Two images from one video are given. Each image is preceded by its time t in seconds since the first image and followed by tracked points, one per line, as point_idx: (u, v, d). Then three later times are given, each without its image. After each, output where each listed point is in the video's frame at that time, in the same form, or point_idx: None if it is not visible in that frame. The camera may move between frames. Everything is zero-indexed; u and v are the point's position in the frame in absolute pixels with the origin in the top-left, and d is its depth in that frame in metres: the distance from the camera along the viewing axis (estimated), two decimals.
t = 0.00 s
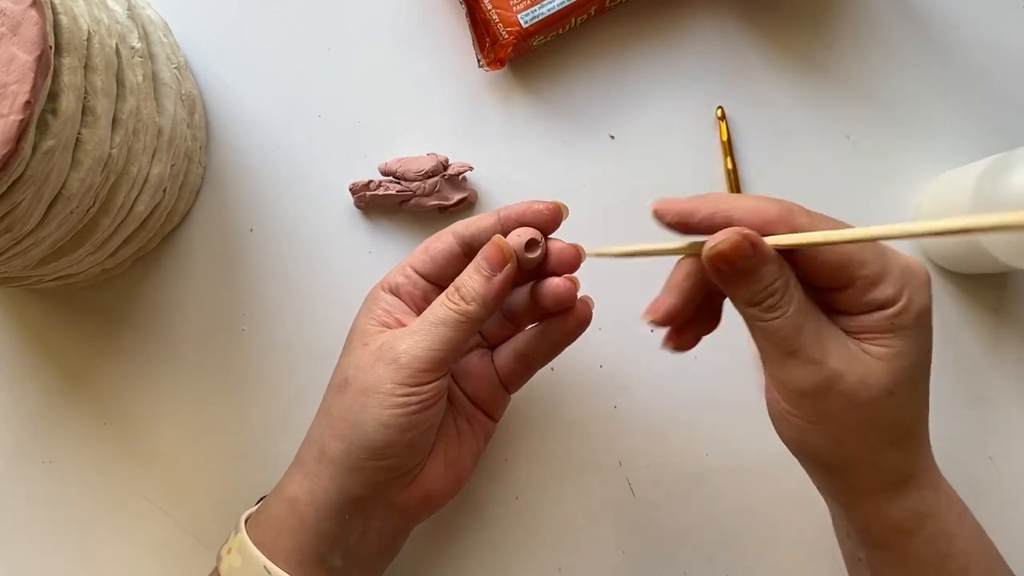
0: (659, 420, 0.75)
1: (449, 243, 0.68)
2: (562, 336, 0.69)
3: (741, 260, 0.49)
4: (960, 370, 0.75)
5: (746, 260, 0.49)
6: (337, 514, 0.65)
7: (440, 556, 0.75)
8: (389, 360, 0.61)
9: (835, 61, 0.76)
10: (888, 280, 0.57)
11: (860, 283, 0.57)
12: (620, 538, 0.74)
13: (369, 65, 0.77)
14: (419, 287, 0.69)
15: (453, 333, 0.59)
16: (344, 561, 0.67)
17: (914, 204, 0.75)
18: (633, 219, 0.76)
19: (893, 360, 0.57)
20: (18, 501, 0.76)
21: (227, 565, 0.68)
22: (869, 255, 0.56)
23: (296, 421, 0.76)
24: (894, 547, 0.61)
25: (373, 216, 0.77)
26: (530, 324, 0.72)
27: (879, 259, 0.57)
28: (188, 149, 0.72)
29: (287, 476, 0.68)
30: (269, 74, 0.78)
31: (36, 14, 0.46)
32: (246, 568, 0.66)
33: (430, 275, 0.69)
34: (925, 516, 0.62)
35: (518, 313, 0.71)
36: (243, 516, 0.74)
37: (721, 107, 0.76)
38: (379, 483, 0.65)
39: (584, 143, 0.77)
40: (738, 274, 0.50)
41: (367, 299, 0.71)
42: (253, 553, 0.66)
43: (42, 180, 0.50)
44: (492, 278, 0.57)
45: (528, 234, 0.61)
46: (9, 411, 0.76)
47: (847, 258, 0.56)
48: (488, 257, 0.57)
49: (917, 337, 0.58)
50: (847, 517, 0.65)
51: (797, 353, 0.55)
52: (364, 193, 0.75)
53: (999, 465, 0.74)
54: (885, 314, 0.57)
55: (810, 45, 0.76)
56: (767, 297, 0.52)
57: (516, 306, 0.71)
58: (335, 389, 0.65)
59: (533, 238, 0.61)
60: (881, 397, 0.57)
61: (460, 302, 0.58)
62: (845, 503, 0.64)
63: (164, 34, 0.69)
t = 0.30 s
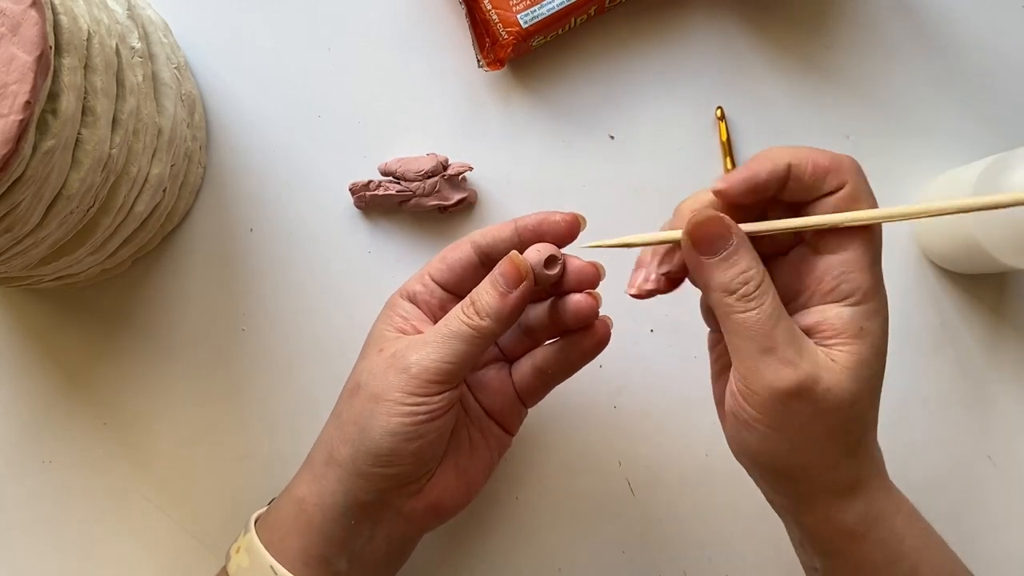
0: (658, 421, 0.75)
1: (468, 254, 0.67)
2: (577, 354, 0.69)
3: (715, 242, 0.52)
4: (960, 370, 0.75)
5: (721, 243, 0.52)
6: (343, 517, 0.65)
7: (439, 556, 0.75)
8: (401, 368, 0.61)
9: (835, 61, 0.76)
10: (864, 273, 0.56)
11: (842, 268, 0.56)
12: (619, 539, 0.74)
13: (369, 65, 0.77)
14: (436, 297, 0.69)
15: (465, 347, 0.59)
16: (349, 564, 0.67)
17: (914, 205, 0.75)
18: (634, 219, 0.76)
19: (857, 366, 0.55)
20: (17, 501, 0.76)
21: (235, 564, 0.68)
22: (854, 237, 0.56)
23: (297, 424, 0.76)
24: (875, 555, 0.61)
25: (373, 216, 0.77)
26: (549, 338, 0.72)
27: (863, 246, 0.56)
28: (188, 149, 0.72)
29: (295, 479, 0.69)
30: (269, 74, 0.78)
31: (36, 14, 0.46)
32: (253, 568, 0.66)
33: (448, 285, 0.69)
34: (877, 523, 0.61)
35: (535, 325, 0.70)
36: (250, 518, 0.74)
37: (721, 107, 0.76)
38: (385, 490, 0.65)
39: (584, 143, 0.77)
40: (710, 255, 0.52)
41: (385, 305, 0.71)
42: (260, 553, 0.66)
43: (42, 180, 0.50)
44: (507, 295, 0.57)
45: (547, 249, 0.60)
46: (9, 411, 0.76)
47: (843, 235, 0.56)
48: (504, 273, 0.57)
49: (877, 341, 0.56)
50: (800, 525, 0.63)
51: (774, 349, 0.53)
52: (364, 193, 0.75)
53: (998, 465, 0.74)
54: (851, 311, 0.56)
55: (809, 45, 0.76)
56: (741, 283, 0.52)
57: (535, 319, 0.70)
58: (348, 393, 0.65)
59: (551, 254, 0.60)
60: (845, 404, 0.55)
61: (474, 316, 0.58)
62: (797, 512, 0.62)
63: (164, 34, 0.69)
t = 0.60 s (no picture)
0: (658, 421, 0.75)
1: (484, 265, 0.67)
2: (594, 371, 0.68)
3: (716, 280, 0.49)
4: (960, 370, 0.75)
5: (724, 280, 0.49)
6: (360, 510, 0.66)
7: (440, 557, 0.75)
8: (421, 369, 0.61)
9: (835, 61, 0.76)
10: (844, 333, 0.53)
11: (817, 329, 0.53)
12: (619, 539, 0.74)
13: (369, 65, 0.77)
14: (453, 304, 0.68)
15: (483, 354, 0.59)
16: (365, 558, 0.68)
17: (914, 205, 0.75)
18: (634, 220, 0.76)
19: (828, 420, 0.54)
20: (16, 501, 0.76)
21: (251, 554, 0.67)
22: (826, 301, 0.52)
23: (298, 424, 0.76)
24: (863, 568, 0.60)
25: (373, 217, 0.77)
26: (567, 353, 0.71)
27: (839, 309, 0.52)
28: (188, 149, 0.72)
29: (313, 472, 0.69)
30: (269, 75, 0.78)
31: (37, 14, 0.46)
32: (272, 558, 0.66)
33: (465, 295, 0.68)
34: (850, 558, 0.60)
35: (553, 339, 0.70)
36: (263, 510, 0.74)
37: (721, 107, 0.76)
38: (402, 486, 0.65)
39: (584, 143, 0.77)
40: (711, 294, 0.50)
41: (408, 304, 0.71)
42: (280, 543, 0.66)
43: (42, 180, 0.50)
44: (528, 309, 0.56)
45: (570, 268, 0.59)
46: (9, 411, 0.76)
47: (815, 298, 0.52)
48: (525, 286, 0.56)
49: (854, 396, 0.54)
50: (775, 548, 0.64)
51: (743, 389, 0.53)
52: (364, 193, 0.75)
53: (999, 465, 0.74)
54: (826, 368, 0.54)
55: (809, 45, 0.76)
56: (730, 325, 0.51)
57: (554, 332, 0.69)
58: (368, 388, 0.65)
59: (578, 274, 0.60)
60: (811, 452, 0.55)
61: (494, 325, 0.57)
62: (769, 536, 0.63)
63: (164, 34, 0.69)
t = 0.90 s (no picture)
0: (658, 421, 0.75)
1: (488, 261, 0.67)
2: (598, 364, 0.69)
3: (677, 296, 0.49)
4: (960, 370, 0.75)
5: (684, 297, 0.49)
6: (366, 506, 0.65)
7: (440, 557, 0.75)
8: (428, 365, 0.61)
9: (835, 61, 0.76)
10: (817, 351, 0.50)
11: (789, 347, 0.51)
12: (619, 539, 0.74)
13: (369, 65, 0.77)
14: (457, 300, 0.69)
15: (490, 350, 0.59)
16: (371, 556, 0.68)
17: (914, 205, 0.75)
18: (634, 220, 0.76)
19: (804, 433, 0.53)
20: (16, 501, 0.76)
21: (256, 551, 0.67)
22: (795, 323, 0.49)
23: (299, 424, 0.76)
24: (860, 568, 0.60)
25: (373, 217, 0.77)
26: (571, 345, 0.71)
27: (810, 329, 0.49)
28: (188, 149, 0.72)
29: (319, 469, 0.69)
30: (269, 75, 0.78)
31: (37, 14, 0.46)
32: (278, 554, 0.66)
33: (469, 289, 0.68)
34: (839, 565, 0.60)
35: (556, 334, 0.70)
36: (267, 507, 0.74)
37: (721, 107, 0.76)
38: (408, 482, 0.65)
39: (584, 143, 0.77)
40: (676, 310, 0.50)
41: (414, 301, 0.71)
42: (286, 540, 0.66)
43: (42, 180, 0.50)
44: (535, 305, 0.56)
45: (575, 261, 0.60)
46: (9, 411, 0.76)
47: (783, 319, 0.49)
48: (532, 283, 0.55)
49: (833, 410, 0.53)
50: (766, 553, 0.64)
51: (713, 401, 0.52)
52: (364, 193, 0.75)
53: (999, 465, 0.74)
54: (802, 383, 0.52)
55: (809, 45, 0.76)
56: (698, 339, 0.51)
57: (557, 328, 0.69)
58: (374, 385, 0.65)
59: (582, 265, 0.60)
60: (787, 463, 0.54)
61: (501, 321, 0.57)
62: (759, 542, 0.63)
63: (164, 34, 0.69)
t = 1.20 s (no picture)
0: (658, 420, 0.75)
1: (486, 263, 0.67)
2: (597, 363, 0.69)
3: (667, 299, 0.49)
4: (960, 370, 0.75)
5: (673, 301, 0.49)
6: (365, 507, 0.65)
7: (440, 556, 0.75)
8: (428, 366, 0.61)
9: (835, 61, 0.76)
10: (807, 354, 0.50)
11: (779, 350, 0.51)
12: (619, 539, 0.74)
13: (369, 65, 0.77)
14: (455, 301, 0.68)
15: (491, 351, 0.59)
16: (370, 555, 0.68)
17: (915, 204, 0.75)
18: (633, 220, 0.76)
19: (795, 435, 0.53)
20: (16, 501, 0.76)
21: (255, 551, 0.67)
22: (784, 326, 0.49)
23: (298, 423, 0.76)
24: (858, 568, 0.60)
25: (373, 216, 0.77)
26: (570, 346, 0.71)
27: (799, 333, 0.49)
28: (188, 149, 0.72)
29: (319, 469, 0.68)
30: (269, 75, 0.78)
31: (36, 14, 0.46)
32: (277, 555, 0.66)
33: (467, 290, 0.68)
34: (837, 568, 0.60)
35: (555, 334, 0.70)
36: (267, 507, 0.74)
37: (721, 107, 0.76)
38: (407, 482, 0.65)
39: (584, 143, 0.77)
40: (667, 313, 0.50)
41: (412, 301, 0.71)
42: (286, 540, 0.66)
43: (42, 180, 0.50)
44: (536, 306, 0.56)
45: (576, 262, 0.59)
46: (9, 411, 0.76)
47: (773, 323, 0.49)
48: (533, 285, 0.55)
49: (825, 412, 0.52)
50: (764, 554, 0.64)
51: (705, 403, 0.53)
52: (364, 193, 0.75)
53: (999, 465, 0.74)
54: (793, 385, 0.52)
55: (809, 45, 0.76)
56: (688, 341, 0.51)
57: (556, 328, 0.69)
58: (373, 385, 0.65)
59: (582, 266, 0.60)
60: (779, 465, 0.54)
61: (501, 322, 0.57)
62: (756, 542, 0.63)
63: (164, 34, 0.69)
